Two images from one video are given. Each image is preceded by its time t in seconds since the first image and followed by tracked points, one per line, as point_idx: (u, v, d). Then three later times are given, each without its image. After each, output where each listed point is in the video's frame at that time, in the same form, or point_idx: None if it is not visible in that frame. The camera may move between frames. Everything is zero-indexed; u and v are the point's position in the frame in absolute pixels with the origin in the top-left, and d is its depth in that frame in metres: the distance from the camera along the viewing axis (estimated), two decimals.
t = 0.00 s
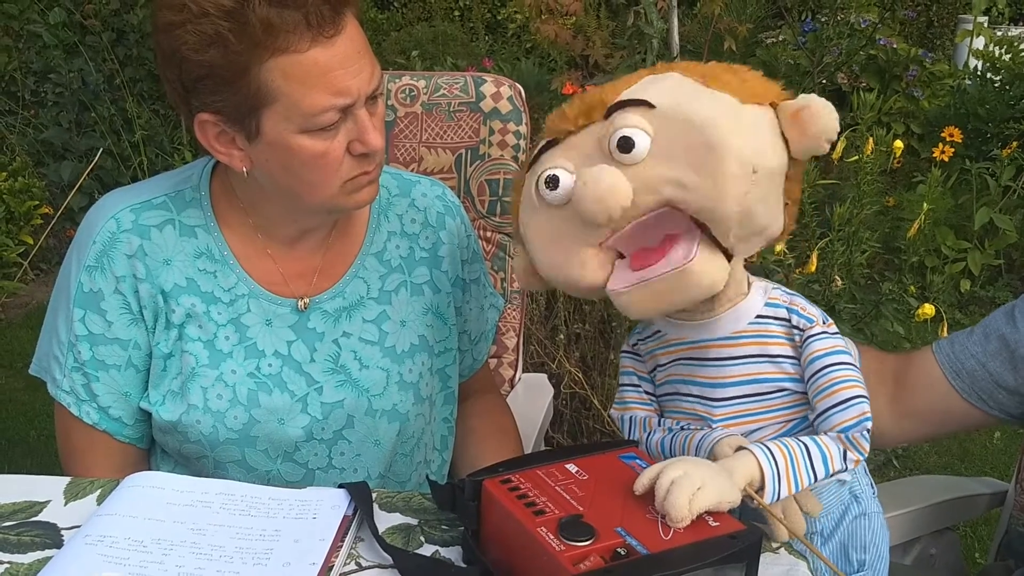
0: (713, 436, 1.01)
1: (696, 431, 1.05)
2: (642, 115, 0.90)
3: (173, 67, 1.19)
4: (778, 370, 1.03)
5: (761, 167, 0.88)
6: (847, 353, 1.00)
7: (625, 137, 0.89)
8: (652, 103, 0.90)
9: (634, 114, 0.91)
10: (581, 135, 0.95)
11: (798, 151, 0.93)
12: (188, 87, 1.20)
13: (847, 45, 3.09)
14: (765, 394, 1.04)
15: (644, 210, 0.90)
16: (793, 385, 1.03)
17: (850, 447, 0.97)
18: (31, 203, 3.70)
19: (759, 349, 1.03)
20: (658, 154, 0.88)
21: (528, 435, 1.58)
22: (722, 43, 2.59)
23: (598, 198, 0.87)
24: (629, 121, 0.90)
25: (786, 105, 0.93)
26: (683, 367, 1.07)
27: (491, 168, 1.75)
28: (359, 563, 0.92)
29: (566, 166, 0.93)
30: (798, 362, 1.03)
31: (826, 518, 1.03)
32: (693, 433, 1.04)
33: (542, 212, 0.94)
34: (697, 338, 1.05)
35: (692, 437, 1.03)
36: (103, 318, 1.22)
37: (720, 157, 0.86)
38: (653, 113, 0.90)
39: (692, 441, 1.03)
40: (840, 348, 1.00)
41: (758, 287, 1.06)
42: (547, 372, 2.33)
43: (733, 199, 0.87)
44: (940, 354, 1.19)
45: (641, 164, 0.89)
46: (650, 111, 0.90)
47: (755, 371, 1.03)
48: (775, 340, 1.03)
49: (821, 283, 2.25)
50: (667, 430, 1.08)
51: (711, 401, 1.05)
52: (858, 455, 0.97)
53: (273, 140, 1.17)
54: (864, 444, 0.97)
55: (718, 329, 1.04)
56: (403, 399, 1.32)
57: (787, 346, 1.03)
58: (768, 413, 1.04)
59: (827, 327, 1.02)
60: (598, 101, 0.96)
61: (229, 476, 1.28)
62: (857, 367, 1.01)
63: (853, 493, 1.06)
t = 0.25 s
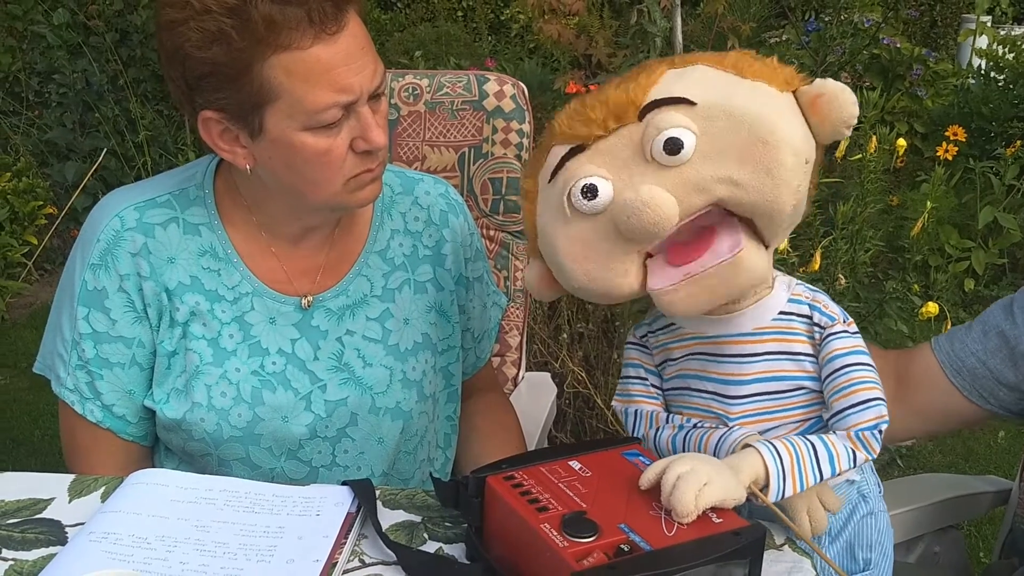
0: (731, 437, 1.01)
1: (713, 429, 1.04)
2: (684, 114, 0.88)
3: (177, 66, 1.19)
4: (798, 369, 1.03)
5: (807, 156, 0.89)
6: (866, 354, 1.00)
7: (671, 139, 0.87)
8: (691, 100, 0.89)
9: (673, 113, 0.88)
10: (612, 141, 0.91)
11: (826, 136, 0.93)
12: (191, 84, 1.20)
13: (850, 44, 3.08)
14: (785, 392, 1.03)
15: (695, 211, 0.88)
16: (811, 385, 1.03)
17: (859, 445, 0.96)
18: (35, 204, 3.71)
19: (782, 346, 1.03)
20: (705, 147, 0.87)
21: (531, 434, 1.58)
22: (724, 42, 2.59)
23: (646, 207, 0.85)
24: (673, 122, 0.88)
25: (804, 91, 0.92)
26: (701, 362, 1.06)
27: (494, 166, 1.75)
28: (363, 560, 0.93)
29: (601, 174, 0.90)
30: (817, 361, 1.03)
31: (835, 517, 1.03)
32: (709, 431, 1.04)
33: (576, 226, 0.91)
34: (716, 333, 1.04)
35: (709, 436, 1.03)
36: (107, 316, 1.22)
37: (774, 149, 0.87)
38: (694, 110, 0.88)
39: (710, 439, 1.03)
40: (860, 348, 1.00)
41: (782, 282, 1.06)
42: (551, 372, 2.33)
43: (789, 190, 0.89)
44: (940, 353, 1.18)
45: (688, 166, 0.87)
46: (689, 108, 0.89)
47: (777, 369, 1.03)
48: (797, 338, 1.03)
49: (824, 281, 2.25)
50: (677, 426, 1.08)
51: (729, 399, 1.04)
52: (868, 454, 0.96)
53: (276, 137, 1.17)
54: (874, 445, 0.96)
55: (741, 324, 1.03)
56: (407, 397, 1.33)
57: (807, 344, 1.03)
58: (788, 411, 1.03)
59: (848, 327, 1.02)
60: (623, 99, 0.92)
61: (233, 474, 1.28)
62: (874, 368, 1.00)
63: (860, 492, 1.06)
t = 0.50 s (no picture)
0: (740, 443, 1.00)
1: (722, 434, 1.04)
2: (703, 150, 0.89)
3: (187, 52, 1.18)
4: (810, 379, 1.03)
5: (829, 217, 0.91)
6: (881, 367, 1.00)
7: (686, 170, 0.88)
8: (720, 136, 0.89)
9: (696, 144, 0.89)
10: (637, 152, 0.93)
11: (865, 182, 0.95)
12: (196, 76, 1.19)
13: (853, 43, 3.08)
14: (796, 402, 1.03)
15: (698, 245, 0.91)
16: (822, 395, 1.03)
17: (862, 453, 0.96)
18: (38, 204, 3.70)
19: (793, 357, 1.03)
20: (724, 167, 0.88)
21: (534, 434, 1.57)
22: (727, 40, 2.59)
23: (645, 230, 0.88)
24: (690, 153, 0.89)
25: (858, 132, 0.92)
26: (711, 367, 1.07)
27: (497, 165, 1.75)
28: (366, 558, 0.92)
29: (614, 185, 0.93)
30: (830, 372, 1.02)
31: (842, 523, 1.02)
32: (718, 437, 1.04)
33: (584, 227, 0.96)
34: (729, 339, 1.04)
35: (718, 441, 1.03)
36: (108, 314, 1.22)
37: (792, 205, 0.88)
38: (718, 144, 0.89)
39: (719, 444, 1.02)
40: (876, 362, 1.00)
41: (798, 291, 1.04)
42: (553, 371, 2.33)
43: (797, 245, 0.90)
44: (942, 354, 1.18)
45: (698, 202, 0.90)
46: (716, 143, 0.89)
47: (789, 379, 1.03)
48: (810, 348, 1.03)
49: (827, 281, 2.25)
50: (686, 429, 1.08)
51: (737, 406, 1.04)
52: (869, 464, 0.96)
53: (273, 140, 1.17)
54: (880, 459, 0.96)
55: (754, 334, 1.03)
56: (409, 393, 1.33)
57: (822, 354, 1.03)
58: (798, 419, 1.03)
59: (865, 338, 1.01)
60: (655, 111, 0.93)
61: (235, 471, 1.28)
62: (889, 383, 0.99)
63: (869, 499, 1.06)
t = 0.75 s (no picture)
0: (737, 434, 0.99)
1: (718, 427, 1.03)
2: (677, 126, 0.93)
3: (193, 39, 1.17)
4: (804, 375, 1.02)
5: (776, 212, 0.92)
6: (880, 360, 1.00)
7: (655, 142, 0.94)
8: (691, 114, 0.93)
9: (671, 119, 0.94)
10: (628, 125, 0.98)
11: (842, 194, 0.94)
12: (202, 64, 1.19)
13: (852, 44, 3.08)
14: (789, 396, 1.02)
15: (661, 217, 0.97)
16: (818, 390, 1.02)
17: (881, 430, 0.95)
18: (36, 203, 3.69)
19: (786, 352, 1.03)
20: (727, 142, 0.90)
21: (533, 434, 1.57)
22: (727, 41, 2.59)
23: (611, 202, 0.96)
24: (664, 127, 0.94)
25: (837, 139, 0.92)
26: (706, 361, 1.07)
27: (496, 165, 1.74)
28: (364, 559, 0.92)
29: (602, 146, 0.99)
30: (825, 368, 1.02)
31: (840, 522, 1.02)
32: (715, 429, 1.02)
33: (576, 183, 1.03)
34: (722, 333, 1.06)
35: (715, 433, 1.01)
36: (105, 312, 1.22)
37: (738, 192, 0.92)
38: (689, 125, 0.93)
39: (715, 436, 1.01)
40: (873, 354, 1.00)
41: (791, 288, 1.06)
42: (552, 371, 2.33)
43: (742, 234, 0.93)
44: (944, 357, 1.18)
45: (667, 175, 0.95)
46: (688, 121, 0.94)
47: (782, 373, 1.03)
48: (804, 344, 1.03)
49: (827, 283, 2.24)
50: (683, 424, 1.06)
51: (731, 399, 1.05)
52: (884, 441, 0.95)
53: (273, 138, 1.17)
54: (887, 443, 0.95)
55: (747, 328, 1.04)
56: (407, 392, 1.32)
57: (817, 349, 1.03)
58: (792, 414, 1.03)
59: (861, 332, 1.01)
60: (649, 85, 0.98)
61: (233, 470, 1.28)
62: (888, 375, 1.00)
63: (868, 497, 1.05)
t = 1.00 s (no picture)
0: (725, 437, 1.00)
1: (709, 429, 1.04)
2: (641, 130, 0.97)
3: (194, 42, 1.18)
4: (787, 373, 1.02)
5: (699, 231, 0.94)
6: (860, 362, 0.99)
7: (621, 144, 0.98)
8: (655, 121, 0.96)
9: (640, 124, 0.97)
10: (619, 122, 1.03)
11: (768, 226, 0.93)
12: (203, 65, 1.19)
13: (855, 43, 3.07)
14: (775, 396, 1.03)
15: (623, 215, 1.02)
16: (804, 389, 1.02)
17: (850, 458, 0.95)
18: (38, 202, 3.69)
19: (767, 353, 1.03)
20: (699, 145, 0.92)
21: (535, 433, 1.57)
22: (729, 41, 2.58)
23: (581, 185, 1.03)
24: (631, 130, 0.97)
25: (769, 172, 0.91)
26: (697, 363, 1.07)
27: (498, 164, 1.74)
28: (367, 558, 0.92)
29: (598, 136, 1.04)
30: (810, 367, 1.02)
31: (838, 521, 1.02)
32: (705, 431, 1.04)
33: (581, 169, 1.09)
34: (709, 336, 1.06)
35: (704, 437, 1.03)
36: (108, 311, 1.22)
37: (664, 207, 0.95)
38: (651, 132, 0.96)
39: (704, 440, 1.02)
40: (854, 357, 0.98)
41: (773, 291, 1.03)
42: (555, 370, 2.33)
43: (670, 247, 0.96)
44: (954, 362, 1.17)
45: (632, 176, 0.98)
46: (652, 127, 0.97)
47: (765, 373, 1.03)
48: (786, 345, 1.02)
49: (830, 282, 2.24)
50: (678, 425, 1.08)
51: (721, 400, 1.06)
52: (859, 468, 0.96)
53: (277, 138, 1.17)
54: (867, 460, 0.96)
55: (729, 332, 1.04)
56: (410, 391, 1.32)
57: (799, 350, 1.02)
58: (778, 415, 1.03)
59: (841, 334, 1.00)
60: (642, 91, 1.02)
61: (236, 470, 1.28)
62: (870, 381, 0.98)
63: (866, 497, 1.05)
